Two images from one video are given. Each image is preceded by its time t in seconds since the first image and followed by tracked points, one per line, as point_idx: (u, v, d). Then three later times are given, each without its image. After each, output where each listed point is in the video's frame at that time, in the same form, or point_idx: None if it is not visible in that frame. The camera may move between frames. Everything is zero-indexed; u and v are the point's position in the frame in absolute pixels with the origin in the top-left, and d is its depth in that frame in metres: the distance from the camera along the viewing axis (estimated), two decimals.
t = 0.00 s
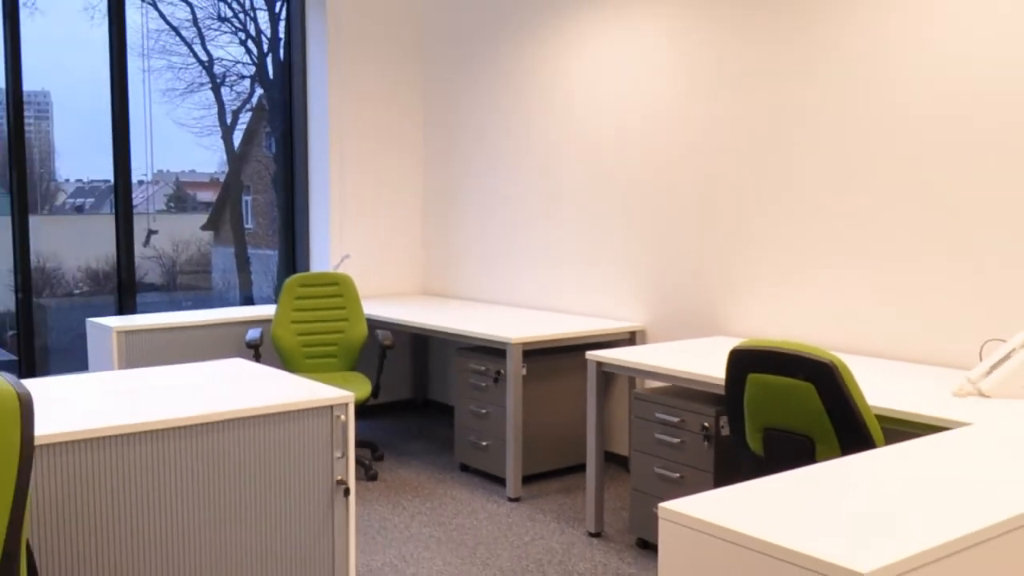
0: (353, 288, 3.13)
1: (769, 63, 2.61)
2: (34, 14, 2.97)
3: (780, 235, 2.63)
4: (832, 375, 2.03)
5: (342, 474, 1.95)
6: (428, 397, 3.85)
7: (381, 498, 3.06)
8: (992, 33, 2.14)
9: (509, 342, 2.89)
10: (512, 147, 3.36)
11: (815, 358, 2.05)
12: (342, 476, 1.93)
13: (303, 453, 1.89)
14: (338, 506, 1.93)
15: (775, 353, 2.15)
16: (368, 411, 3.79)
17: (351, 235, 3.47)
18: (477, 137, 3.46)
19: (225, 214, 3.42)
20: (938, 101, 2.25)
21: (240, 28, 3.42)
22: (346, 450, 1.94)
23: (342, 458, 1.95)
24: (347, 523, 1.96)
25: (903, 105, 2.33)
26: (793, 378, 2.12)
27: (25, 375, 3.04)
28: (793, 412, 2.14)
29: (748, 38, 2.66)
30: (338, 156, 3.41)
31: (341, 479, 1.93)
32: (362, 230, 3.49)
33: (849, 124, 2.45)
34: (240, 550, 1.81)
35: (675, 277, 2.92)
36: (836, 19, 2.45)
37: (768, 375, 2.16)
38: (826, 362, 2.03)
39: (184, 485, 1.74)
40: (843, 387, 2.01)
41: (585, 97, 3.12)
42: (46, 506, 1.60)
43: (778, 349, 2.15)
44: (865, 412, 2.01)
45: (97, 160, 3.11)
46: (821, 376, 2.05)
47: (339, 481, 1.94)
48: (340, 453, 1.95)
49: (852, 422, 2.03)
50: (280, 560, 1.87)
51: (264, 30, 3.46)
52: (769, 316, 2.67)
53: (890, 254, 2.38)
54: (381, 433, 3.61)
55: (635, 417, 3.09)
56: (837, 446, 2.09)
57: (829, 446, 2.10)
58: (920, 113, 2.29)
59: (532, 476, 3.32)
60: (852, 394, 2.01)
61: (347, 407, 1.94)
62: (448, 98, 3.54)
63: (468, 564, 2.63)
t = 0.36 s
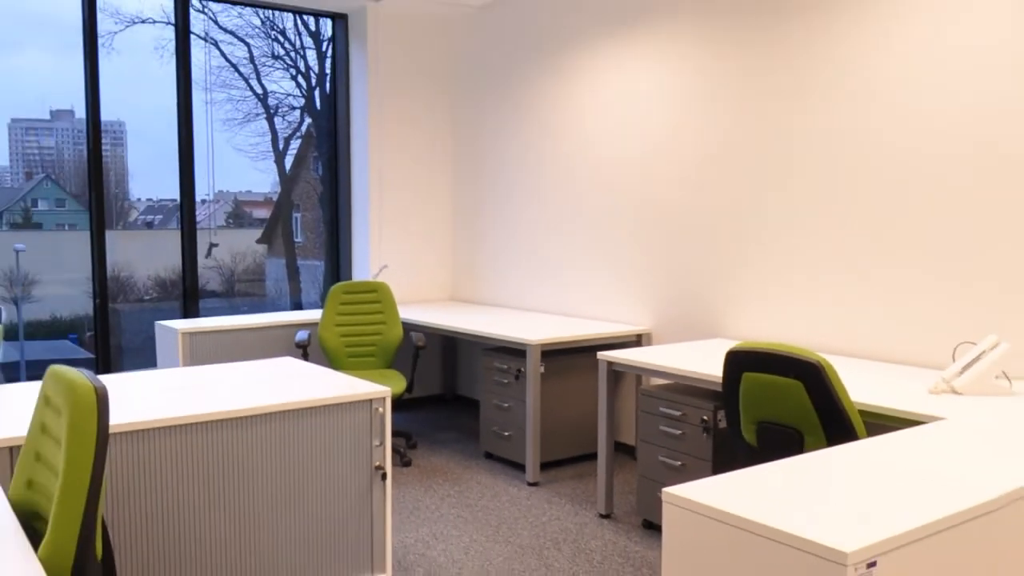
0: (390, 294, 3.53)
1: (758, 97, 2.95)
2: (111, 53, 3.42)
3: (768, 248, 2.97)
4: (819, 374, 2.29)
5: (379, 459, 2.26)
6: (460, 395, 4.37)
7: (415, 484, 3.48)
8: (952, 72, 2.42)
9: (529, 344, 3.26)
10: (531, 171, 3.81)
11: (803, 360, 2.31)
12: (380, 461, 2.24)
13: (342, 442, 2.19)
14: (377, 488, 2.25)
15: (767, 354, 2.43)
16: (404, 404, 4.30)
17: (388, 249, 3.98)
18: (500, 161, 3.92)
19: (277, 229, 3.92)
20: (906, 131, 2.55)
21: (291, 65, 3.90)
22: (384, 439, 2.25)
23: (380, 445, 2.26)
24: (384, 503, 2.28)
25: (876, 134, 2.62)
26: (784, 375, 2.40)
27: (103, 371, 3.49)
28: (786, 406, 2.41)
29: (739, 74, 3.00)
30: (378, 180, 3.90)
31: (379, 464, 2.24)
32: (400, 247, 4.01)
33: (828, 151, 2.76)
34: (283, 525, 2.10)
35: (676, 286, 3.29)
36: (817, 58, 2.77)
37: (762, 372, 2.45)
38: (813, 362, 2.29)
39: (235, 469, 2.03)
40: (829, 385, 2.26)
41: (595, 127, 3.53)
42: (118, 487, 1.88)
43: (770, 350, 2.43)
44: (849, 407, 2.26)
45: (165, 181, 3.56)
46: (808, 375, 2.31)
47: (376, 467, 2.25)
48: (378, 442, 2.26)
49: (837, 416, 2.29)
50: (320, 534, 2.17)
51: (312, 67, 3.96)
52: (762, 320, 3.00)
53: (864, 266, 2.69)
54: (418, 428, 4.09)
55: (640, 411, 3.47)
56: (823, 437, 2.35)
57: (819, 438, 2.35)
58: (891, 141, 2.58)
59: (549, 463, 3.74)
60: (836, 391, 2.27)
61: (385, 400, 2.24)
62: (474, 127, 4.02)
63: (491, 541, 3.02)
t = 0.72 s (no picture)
0: (419, 299, 3.99)
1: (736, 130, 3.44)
2: (175, 87, 3.96)
3: (750, 262, 3.41)
4: (802, 372, 2.63)
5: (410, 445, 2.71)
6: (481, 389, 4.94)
7: (441, 471, 3.96)
8: (911, 105, 2.79)
9: (542, 344, 3.69)
10: (541, 191, 4.43)
11: (788, 359, 2.66)
12: (410, 447, 2.69)
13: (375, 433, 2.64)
14: (408, 472, 2.70)
15: (757, 353, 2.80)
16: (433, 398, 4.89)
17: (419, 261, 4.61)
18: (515, 183, 4.56)
19: (320, 242, 4.54)
20: (867, 160, 2.95)
21: (333, 97, 4.55)
22: (414, 427, 2.70)
23: (410, 433, 2.71)
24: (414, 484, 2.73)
25: (853, 158, 3.00)
26: (773, 373, 2.78)
27: (166, 367, 4.01)
28: (774, 399, 2.79)
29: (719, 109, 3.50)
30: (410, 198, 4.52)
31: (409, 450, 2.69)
32: (428, 259, 4.65)
33: (800, 176, 3.19)
34: (322, 505, 2.53)
35: (669, 294, 3.78)
36: (788, 96, 3.22)
37: (753, 369, 2.83)
38: (797, 361, 2.64)
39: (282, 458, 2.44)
40: (810, 381, 2.61)
41: (596, 153, 4.10)
42: (184, 474, 2.26)
43: (760, 350, 2.79)
44: (829, 400, 2.60)
45: (223, 200, 4.12)
46: (792, 373, 2.66)
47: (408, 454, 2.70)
48: (409, 430, 2.71)
49: (818, 408, 2.64)
50: (356, 509, 2.61)
51: (352, 98, 4.60)
52: (752, 323, 3.42)
53: (833, 278, 3.09)
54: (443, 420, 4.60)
55: (643, 405, 3.93)
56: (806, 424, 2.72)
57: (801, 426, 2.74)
58: (865, 164, 2.95)
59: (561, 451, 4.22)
60: (817, 386, 2.61)
61: (415, 393, 2.69)
62: (493, 153, 4.66)
63: (508, 519, 3.48)
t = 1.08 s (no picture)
0: (443, 303, 4.49)
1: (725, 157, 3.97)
2: (228, 115, 4.60)
3: (740, 272, 3.92)
4: (786, 369, 3.07)
5: (435, 433, 3.35)
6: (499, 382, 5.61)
7: (464, 457, 4.48)
8: (876, 135, 3.25)
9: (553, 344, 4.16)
10: (548, 206, 5.14)
11: (775, 358, 3.09)
12: (436, 434, 3.33)
13: (399, 425, 3.24)
14: (433, 457, 3.34)
15: (746, 352, 3.26)
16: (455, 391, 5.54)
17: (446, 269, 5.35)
18: (526, 199, 5.29)
19: (355, 252, 5.23)
20: (836, 185, 3.44)
21: (368, 123, 5.29)
22: (438, 418, 3.34)
23: (435, 423, 3.35)
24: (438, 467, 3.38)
25: (827, 181, 3.48)
26: (762, 371, 3.21)
27: (222, 363, 4.62)
28: (762, 394, 3.23)
29: (707, 138, 4.07)
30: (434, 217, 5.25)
31: (435, 437, 3.33)
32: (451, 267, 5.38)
33: (780, 198, 3.70)
34: (349, 484, 3.11)
35: (668, 298, 4.35)
36: (768, 128, 3.74)
37: (741, 366, 3.30)
38: (782, 360, 3.07)
39: (317, 445, 3.01)
40: (794, 377, 3.04)
41: (599, 174, 4.73)
42: (237, 457, 2.82)
43: (749, 350, 3.25)
44: (810, 395, 3.03)
45: (270, 215, 4.76)
46: (778, 370, 3.10)
47: (433, 442, 3.35)
48: (435, 420, 3.35)
49: (801, 402, 3.06)
50: (391, 488, 3.24)
51: (384, 124, 5.36)
52: (741, 324, 3.93)
53: (809, 286, 3.58)
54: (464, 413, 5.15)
55: (644, 398, 4.42)
56: (790, 417, 3.16)
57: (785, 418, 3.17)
58: (838, 186, 3.43)
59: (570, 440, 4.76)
60: (801, 383, 3.03)
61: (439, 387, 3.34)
62: (510, 174, 5.40)
63: (523, 500, 3.98)
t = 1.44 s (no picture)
0: (462, 305, 5.02)
1: (721, 176, 4.54)
2: (272, 139, 5.44)
3: (724, 278, 4.55)
4: (771, 367, 3.53)
5: (454, 422, 4.08)
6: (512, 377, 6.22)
7: (481, 444, 5.04)
8: (840, 163, 3.82)
9: (560, 342, 4.67)
10: (550, 219, 5.98)
11: (762, 357, 3.56)
12: (455, 422, 4.06)
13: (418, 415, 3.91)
14: (452, 443, 4.06)
15: (736, 352, 3.74)
16: (471, 384, 6.21)
17: (461, 277, 6.24)
18: (532, 212, 6.17)
19: (384, 260, 6.09)
20: (807, 204, 4.02)
21: (395, 146, 6.21)
22: (456, 408, 4.08)
23: (454, 413, 4.09)
24: (456, 453, 4.09)
25: (801, 201, 4.05)
26: (749, 367, 3.68)
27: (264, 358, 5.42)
28: (749, 386, 3.72)
29: (701, 159, 4.69)
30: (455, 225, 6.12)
31: (454, 425, 4.06)
32: (469, 273, 6.27)
33: (758, 214, 4.31)
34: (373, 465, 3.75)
35: (665, 299, 4.97)
36: (756, 151, 4.31)
37: (730, 363, 3.80)
38: (768, 359, 3.53)
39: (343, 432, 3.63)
40: (778, 374, 3.50)
41: (599, 191, 5.47)
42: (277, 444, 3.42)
43: (739, 349, 3.73)
44: (792, 389, 3.48)
45: (306, 227, 5.60)
46: (764, 367, 3.56)
47: (452, 429, 4.06)
48: (453, 411, 4.09)
49: (784, 395, 3.52)
50: (415, 469, 3.92)
51: (410, 147, 6.29)
52: (729, 323, 4.54)
53: (793, 291, 4.11)
54: (481, 405, 5.75)
55: (643, 391, 4.94)
56: (775, 409, 3.61)
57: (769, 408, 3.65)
58: (809, 206, 4.00)
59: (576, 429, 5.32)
60: (784, 379, 3.49)
61: (457, 381, 4.07)
62: (522, 188, 6.23)
63: (533, 482, 4.54)
